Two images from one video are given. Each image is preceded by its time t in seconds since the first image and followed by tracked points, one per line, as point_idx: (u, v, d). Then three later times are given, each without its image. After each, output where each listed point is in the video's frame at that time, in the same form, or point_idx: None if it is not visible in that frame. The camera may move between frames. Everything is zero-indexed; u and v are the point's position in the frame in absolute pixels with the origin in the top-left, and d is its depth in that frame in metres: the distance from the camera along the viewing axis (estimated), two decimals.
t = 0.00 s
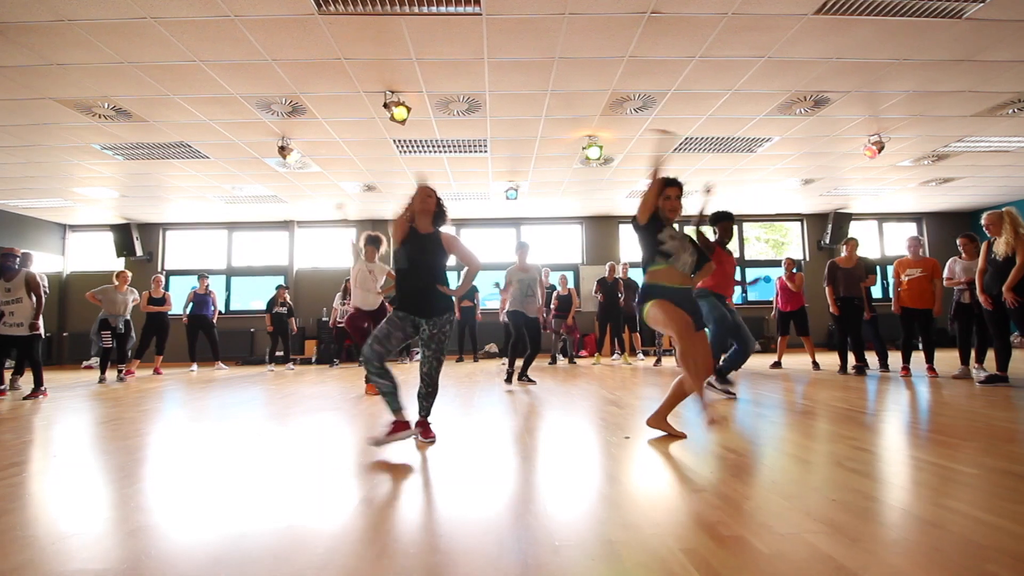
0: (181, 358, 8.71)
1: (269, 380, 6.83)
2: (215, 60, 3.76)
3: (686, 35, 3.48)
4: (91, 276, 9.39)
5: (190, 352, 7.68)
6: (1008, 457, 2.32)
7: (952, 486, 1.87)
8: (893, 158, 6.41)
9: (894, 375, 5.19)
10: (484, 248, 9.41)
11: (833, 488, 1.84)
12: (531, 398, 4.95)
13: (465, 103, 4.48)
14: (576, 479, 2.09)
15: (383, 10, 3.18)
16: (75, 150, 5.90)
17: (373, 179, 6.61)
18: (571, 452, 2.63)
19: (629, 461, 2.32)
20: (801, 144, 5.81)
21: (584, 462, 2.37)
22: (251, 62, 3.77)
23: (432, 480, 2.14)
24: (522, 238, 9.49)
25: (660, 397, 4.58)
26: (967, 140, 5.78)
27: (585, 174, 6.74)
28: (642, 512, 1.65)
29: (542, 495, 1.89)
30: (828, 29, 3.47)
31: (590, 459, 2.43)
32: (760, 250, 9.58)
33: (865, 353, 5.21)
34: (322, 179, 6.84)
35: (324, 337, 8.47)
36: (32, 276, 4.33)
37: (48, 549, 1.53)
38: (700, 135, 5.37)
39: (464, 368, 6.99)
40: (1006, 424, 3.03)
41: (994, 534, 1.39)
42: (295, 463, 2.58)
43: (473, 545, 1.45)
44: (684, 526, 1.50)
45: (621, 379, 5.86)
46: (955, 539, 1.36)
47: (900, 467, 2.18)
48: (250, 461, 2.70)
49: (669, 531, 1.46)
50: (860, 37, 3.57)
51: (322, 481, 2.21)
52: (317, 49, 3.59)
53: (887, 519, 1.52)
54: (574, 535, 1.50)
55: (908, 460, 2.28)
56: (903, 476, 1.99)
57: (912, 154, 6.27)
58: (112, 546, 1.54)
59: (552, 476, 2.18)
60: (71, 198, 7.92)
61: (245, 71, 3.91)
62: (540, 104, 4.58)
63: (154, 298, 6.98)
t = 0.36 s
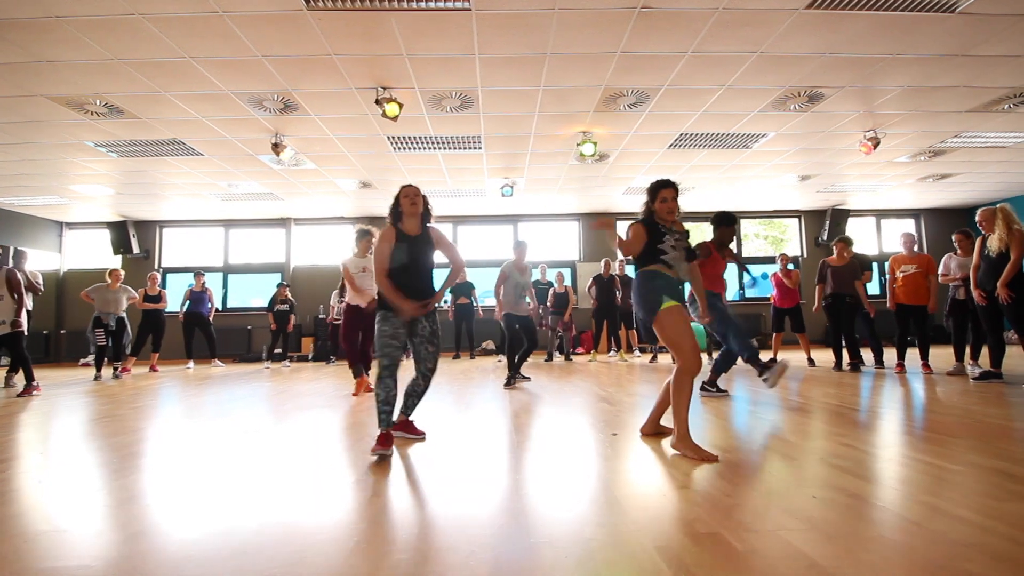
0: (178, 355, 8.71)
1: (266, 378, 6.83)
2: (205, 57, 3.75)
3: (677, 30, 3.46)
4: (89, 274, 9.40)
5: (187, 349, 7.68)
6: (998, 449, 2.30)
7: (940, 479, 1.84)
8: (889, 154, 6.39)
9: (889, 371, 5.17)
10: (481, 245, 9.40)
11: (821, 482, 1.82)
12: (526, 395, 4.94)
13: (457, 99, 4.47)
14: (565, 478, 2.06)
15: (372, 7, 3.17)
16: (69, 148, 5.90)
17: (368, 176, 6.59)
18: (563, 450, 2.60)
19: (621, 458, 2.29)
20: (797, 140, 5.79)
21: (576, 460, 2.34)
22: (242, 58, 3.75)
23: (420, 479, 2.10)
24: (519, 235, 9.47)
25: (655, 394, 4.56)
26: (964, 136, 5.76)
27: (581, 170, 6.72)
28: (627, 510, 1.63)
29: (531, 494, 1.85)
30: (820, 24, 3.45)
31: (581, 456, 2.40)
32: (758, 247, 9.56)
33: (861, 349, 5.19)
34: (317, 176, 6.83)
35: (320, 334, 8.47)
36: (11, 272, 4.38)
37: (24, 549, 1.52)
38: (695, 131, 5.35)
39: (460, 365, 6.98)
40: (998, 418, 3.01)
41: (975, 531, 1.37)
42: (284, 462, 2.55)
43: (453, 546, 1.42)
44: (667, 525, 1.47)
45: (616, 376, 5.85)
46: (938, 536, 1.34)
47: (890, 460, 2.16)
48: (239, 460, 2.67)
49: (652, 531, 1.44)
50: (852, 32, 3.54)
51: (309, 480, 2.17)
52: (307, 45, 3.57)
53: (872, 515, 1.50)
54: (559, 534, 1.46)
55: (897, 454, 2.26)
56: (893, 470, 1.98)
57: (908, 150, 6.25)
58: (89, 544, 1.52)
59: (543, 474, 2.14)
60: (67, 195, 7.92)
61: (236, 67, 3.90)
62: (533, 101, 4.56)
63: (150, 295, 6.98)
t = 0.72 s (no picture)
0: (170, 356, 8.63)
1: (258, 379, 6.74)
2: (185, 53, 3.65)
3: (670, 24, 3.36)
4: (81, 274, 9.31)
5: (179, 350, 7.60)
6: (1003, 463, 2.20)
7: (942, 498, 1.74)
8: (890, 152, 6.28)
9: (889, 374, 5.07)
10: (477, 245, 9.31)
11: (815, 501, 1.72)
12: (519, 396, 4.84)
13: (447, 96, 4.37)
14: (555, 489, 1.93)
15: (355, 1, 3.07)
16: (55, 147, 5.81)
17: (360, 175, 6.49)
18: (551, 457, 2.47)
19: (612, 469, 2.17)
20: (795, 138, 5.69)
21: (566, 469, 2.21)
22: (223, 55, 3.66)
23: (399, 490, 1.98)
24: (515, 234, 9.38)
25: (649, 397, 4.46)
26: (966, 134, 5.65)
27: (576, 169, 6.62)
28: (613, 530, 1.51)
29: (516, 510, 1.73)
30: (818, 18, 3.34)
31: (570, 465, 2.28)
32: (757, 246, 9.46)
33: (860, 352, 5.10)
34: (309, 175, 6.73)
35: (314, 335, 8.38)
36: None
37: None
38: (691, 129, 5.24)
39: (454, 367, 6.89)
40: (1001, 427, 2.91)
41: (978, 562, 1.27)
42: (260, 469, 2.44)
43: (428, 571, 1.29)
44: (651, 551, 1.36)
45: (611, 377, 5.75)
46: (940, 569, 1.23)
47: (888, 474, 2.06)
48: (215, 466, 2.55)
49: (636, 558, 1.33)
50: (850, 26, 3.43)
51: (282, 489, 2.05)
52: (290, 41, 3.47)
53: (868, 541, 1.40)
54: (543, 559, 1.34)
55: (896, 467, 2.15)
56: (890, 486, 1.88)
57: (909, 148, 6.14)
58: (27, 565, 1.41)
59: (530, 485, 2.02)
60: (57, 195, 7.83)
61: (218, 64, 3.81)
62: (525, 98, 4.46)
63: (140, 296, 6.90)
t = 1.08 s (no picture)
0: (167, 363, 8.56)
1: (254, 389, 6.67)
2: (174, 65, 3.58)
3: (669, 36, 3.27)
4: (77, 280, 9.25)
5: (175, 358, 7.54)
6: (1015, 498, 2.11)
7: (952, 546, 1.65)
8: (894, 160, 6.19)
9: (892, 387, 4.98)
10: (476, 250, 9.22)
11: (818, 550, 1.63)
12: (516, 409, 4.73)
13: (442, 106, 4.28)
14: (557, 531, 1.81)
15: (346, 13, 2.99)
16: (48, 156, 5.74)
17: (357, 183, 6.42)
18: (552, 485, 2.35)
19: (610, 502, 2.08)
20: (798, 146, 5.59)
21: (567, 503, 2.10)
22: (213, 66, 3.58)
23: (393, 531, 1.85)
24: (515, 240, 9.29)
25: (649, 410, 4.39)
26: (972, 141, 5.55)
27: (575, 176, 6.53)
28: None
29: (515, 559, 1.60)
30: (821, 30, 3.25)
31: (570, 498, 2.15)
32: (759, 252, 9.36)
33: (864, 364, 5.00)
34: (305, 182, 6.66)
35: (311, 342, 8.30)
36: None
37: None
38: (692, 138, 5.15)
39: (451, 376, 6.81)
40: (1010, 452, 2.82)
41: None
42: (246, 497, 2.32)
43: None
44: None
45: (611, 388, 5.66)
46: None
47: (895, 512, 1.97)
48: (199, 493, 2.43)
49: None
50: (854, 37, 3.34)
51: (266, 527, 1.93)
52: (281, 53, 3.39)
53: None
54: None
55: (903, 503, 2.07)
56: (895, 528, 1.80)
57: (914, 156, 6.04)
58: None
59: (529, 525, 1.88)
60: (52, 201, 7.76)
61: (208, 76, 3.73)
62: (522, 108, 4.37)
63: (135, 304, 6.84)
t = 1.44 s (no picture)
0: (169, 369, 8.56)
1: (256, 398, 6.65)
2: (175, 82, 3.55)
3: (673, 53, 3.23)
4: (80, 286, 9.25)
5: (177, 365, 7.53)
6: None
7: None
8: (901, 169, 6.12)
9: (898, 402, 4.93)
10: (478, 257, 9.19)
11: None
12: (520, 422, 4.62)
13: (444, 120, 4.25)
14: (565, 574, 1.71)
15: (346, 32, 2.96)
16: (50, 167, 5.73)
17: (358, 192, 6.39)
18: (559, 512, 2.26)
19: (612, 532, 2.05)
20: (803, 157, 5.54)
21: (572, 529, 2.07)
22: (212, 83, 3.55)
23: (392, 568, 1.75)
24: (518, 246, 9.26)
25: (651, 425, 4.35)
26: (980, 152, 5.49)
27: (578, 186, 6.49)
28: None
29: None
30: (828, 47, 3.21)
31: (575, 527, 2.09)
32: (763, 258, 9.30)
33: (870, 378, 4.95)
34: (307, 191, 6.63)
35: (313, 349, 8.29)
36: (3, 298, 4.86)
37: None
38: (695, 150, 5.11)
39: (453, 386, 6.78)
40: (1018, 480, 2.78)
41: None
42: (237, 520, 2.23)
43: None
44: None
45: (614, 400, 5.63)
46: None
47: (903, 551, 1.93)
48: (191, 512, 2.35)
49: None
50: (862, 54, 3.30)
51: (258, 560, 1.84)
52: (281, 70, 3.36)
53: None
54: None
55: (909, 540, 2.03)
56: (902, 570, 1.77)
57: (921, 166, 5.99)
58: None
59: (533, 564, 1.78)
60: (54, 209, 7.76)
61: (207, 92, 3.70)
62: (524, 121, 4.34)
63: (137, 313, 6.83)
